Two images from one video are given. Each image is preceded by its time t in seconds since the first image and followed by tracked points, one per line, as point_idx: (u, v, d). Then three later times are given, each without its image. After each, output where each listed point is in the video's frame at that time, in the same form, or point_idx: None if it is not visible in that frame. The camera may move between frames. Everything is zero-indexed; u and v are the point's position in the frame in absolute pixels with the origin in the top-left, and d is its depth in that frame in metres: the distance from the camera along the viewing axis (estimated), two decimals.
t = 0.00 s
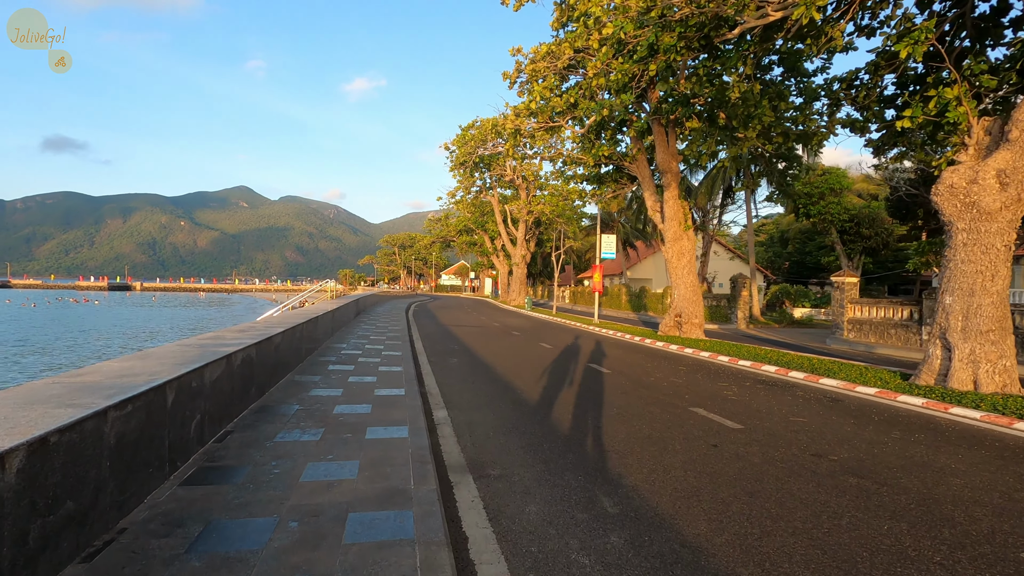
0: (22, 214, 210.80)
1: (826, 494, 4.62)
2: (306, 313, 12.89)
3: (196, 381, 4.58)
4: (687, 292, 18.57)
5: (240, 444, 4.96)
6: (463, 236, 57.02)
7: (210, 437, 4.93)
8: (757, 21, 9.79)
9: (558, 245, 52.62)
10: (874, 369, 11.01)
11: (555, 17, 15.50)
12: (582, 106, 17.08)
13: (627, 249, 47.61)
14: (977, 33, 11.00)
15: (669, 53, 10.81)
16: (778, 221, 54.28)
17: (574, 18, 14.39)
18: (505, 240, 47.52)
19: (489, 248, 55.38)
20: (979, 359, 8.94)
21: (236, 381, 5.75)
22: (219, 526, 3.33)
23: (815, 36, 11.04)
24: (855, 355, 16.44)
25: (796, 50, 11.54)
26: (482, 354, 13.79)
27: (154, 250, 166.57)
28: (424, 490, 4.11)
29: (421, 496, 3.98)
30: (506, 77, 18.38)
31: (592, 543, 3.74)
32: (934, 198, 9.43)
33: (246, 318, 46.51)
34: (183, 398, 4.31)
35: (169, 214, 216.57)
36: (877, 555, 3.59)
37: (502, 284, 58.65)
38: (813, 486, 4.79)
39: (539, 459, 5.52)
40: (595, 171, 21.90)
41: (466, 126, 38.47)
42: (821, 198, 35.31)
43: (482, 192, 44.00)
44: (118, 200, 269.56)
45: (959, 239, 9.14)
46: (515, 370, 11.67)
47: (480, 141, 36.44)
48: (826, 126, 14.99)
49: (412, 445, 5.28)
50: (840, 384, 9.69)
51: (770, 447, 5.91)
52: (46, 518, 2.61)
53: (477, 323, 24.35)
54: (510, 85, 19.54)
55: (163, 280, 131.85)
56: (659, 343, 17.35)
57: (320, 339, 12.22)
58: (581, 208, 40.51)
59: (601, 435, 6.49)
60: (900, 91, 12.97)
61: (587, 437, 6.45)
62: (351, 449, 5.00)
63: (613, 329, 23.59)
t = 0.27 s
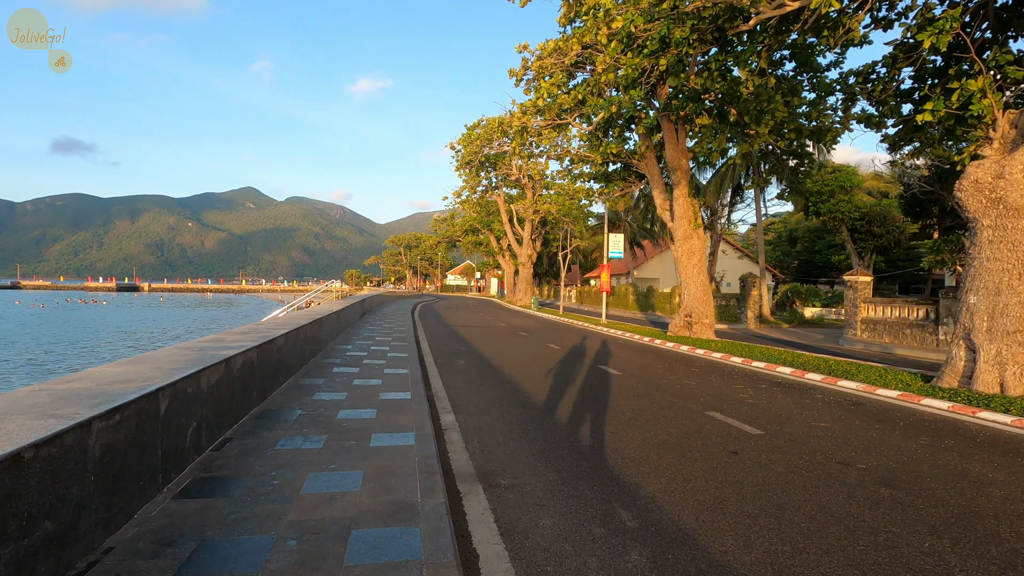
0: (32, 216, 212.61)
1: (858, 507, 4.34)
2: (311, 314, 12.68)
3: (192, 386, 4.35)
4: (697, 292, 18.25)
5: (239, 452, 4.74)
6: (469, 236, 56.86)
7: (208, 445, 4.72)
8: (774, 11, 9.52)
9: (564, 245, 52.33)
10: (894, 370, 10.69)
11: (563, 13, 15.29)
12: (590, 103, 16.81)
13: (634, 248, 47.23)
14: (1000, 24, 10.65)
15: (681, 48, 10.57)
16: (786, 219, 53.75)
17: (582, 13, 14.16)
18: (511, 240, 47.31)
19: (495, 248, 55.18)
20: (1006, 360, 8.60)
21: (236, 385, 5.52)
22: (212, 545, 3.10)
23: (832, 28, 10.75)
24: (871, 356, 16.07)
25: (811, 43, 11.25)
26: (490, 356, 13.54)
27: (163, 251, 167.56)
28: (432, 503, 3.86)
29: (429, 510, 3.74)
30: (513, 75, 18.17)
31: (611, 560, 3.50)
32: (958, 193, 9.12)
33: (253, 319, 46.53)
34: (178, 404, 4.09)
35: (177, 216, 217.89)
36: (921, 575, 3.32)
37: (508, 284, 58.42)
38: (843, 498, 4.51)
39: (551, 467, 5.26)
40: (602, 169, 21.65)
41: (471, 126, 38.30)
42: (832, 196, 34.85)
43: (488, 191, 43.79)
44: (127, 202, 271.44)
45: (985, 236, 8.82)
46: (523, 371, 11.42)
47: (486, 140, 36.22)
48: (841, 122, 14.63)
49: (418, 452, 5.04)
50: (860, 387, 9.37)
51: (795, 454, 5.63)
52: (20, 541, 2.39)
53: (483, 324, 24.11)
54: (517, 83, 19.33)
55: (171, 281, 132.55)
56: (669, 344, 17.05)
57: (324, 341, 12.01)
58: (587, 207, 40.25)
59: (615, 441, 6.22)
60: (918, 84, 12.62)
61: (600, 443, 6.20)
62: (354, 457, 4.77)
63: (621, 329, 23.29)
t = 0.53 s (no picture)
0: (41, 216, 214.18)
1: (895, 523, 4.04)
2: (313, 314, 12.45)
3: (181, 393, 4.08)
4: (707, 292, 17.91)
5: (233, 462, 4.48)
6: (474, 235, 56.61)
7: (200, 454, 4.46)
8: None
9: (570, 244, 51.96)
10: (913, 372, 10.34)
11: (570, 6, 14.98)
12: (597, 99, 16.49)
13: (641, 247, 46.82)
14: None
15: (693, 39, 10.25)
16: (794, 217, 53.16)
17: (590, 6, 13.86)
18: (516, 239, 47.01)
19: (500, 247, 54.91)
20: None
21: (231, 391, 5.24)
22: (197, 570, 2.84)
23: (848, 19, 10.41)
24: (886, 356, 15.66)
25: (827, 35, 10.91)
26: (496, 357, 13.25)
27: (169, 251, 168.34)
28: (437, 520, 3.59)
29: (434, 527, 3.47)
30: (519, 71, 17.89)
31: None
32: (983, 188, 8.77)
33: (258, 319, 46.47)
34: (165, 413, 3.82)
35: (184, 216, 218.90)
36: None
37: (514, 283, 58.13)
38: (878, 513, 4.20)
39: (563, 478, 4.98)
40: (609, 167, 21.32)
41: (476, 124, 38.05)
42: (842, 194, 34.35)
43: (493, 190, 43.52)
44: (134, 202, 272.99)
45: (1012, 232, 8.47)
46: (530, 373, 11.13)
47: (491, 138, 35.93)
48: (855, 117, 14.25)
49: (422, 461, 4.77)
50: (880, 390, 9.03)
51: (819, 463, 5.32)
52: None
53: (489, 324, 23.83)
54: (522, 79, 19.05)
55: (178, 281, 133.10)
56: (678, 344, 16.72)
57: (327, 342, 11.76)
58: (593, 205, 39.90)
59: (628, 448, 5.92)
60: (937, 77, 12.24)
61: (612, 450, 5.91)
62: (354, 467, 4.50)
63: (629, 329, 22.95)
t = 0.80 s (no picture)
0: (58, 219, 217.24)
1: (946, 545, 3.71)
2: (322, 316, 12.26)
3: (178, 404, 3.85)
4: (722, 292, 17.52)
5: (234, 475, 4.25)
6: (484, 236, 56.44)
7: (200, 466, 4.23)
8: None
9: (580, 244, 51.58)
10: (943, 376, 9.92)
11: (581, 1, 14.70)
12: (610, 96, 16.20)
13: (652, 247, 46.37)
14: None
15: (710, 32, 9.93)
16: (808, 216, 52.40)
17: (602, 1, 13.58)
18: (526, 239, 46.75)
19: (510, 247, 54.68)
20: None
21: (233, 398, 5.01)
22: None
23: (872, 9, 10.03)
24: (910, 358, 15.16)
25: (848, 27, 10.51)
26: (507, 360, 12.97)
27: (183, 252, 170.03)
28: (450, 541, 3.33)
29: (447, 550, 3.21)
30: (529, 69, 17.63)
31: None
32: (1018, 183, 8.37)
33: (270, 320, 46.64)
34: (161, 426, 3.59)
35: (196, 218, 221.09)
36: None
37: (524, 284, 57.86)
38: (925, 533, 3.88)
39: (582, 491, 4.70)
40: (621, 166, 21.00)
41: (486, 124, 37.86)
42: (858, 192, 33.72)
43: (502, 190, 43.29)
44: (148, 205, 276.19)
45: None
46: (542, 376, 10.85)
47: (501, 138, 35.72)
48: (877, 111, 13.79)
49: (433, 474, 4.51)
50: (909, 394, 8.63)
51: (855, 476, 5.00)
52: None
53: (499, 325, 23.57)
54: (533, 77, 18.78)
55: (191, 282, 134.22)
56: (693, 346, 16.33)
57: (336, 344, 11.56)
58: (604, 204, 39.54)
59: (649, 458, 5.63)
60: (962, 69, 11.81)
61: (632, 460, 5.61)
62: (361, 481, 4.25)
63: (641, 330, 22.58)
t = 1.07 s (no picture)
0: (75, 221, 220.57)
1: (1005, 567, 3.42)
2: (333, 318, 12.11)
3: (181, 413, 3.66)
4: (739, 293, 17.14)
5: (241, 485, 4.05)
6: (494, 236, 56.24)
7: (204, 477, 4.04)
8: None
9: (591, 244, 51.22)
10: (974, 380, 9.53)
11: None
12: (623, 93, 15.92)
13: (664, 247, 45.90)
14: None
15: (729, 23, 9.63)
16: (823, 215, 51.61)
17: None
18: (537, 239, 46.48)
19: (521, 248, 54.43)
20: None
21: (239, 404, 4.82)
22: None
23: None
24: (935, 361, 14.70)
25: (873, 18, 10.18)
26: (520, 362, 12.73)
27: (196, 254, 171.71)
28: (468, 561, 3.10)
29: (465, 570, 2.98)
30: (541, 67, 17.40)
31: None
32: None
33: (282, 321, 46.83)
34: (162, 435, 3.40)
35: (210, 220, 223.33)
36: None
37: (535, 284, 57.57)
38: (979, 553, 3.59)
39: (605, 503, 4.44)
40: (634, 164, 20.68)
41: (497, 124, 37.68)
42: (875, 191, 33.07)
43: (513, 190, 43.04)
44: (163, 207, 279.63)
45: None
46: (556, 379, 10.59)
47: (512, 138, 35.54)
48: (901, 106, 13.36)
49: (448, 485, 4.28)
50: (941, 399, 8.26)
51: (895, 489, 4.69)
52: None
53: (511, 326, 23.33)
54: (544, 76, 18.54)
55: (204, 284, 135.47)
56: (709, 347, 15.98)
57: (346, 346, 11.38)
58: (616, 204, 39.17)
59: (674, 467, 5.37)
60: (991, 61, 11.42)
61: (656, 469, 5.35)
62: (374, 492, 4.03)
63: (655, 331, 22.23)
